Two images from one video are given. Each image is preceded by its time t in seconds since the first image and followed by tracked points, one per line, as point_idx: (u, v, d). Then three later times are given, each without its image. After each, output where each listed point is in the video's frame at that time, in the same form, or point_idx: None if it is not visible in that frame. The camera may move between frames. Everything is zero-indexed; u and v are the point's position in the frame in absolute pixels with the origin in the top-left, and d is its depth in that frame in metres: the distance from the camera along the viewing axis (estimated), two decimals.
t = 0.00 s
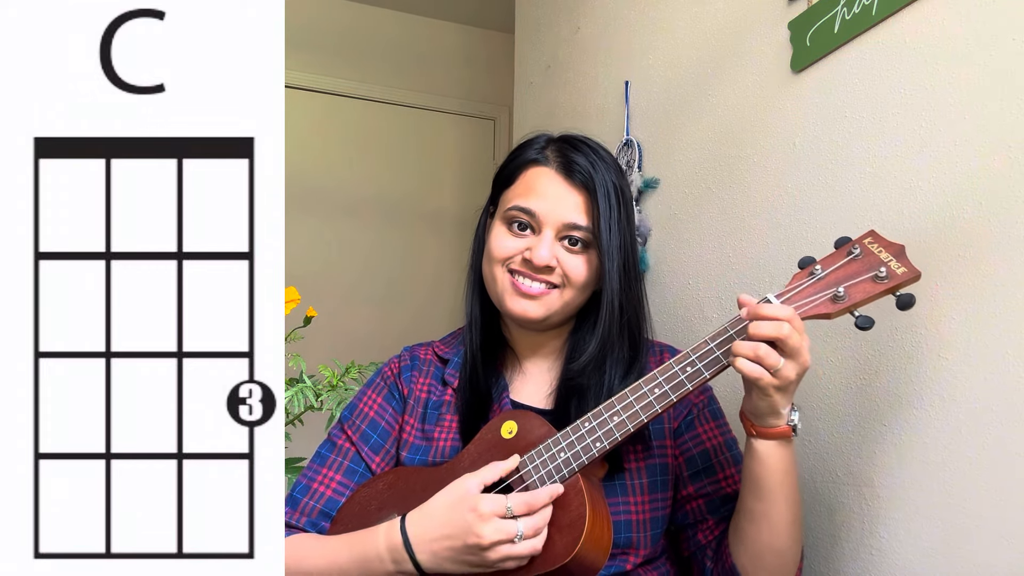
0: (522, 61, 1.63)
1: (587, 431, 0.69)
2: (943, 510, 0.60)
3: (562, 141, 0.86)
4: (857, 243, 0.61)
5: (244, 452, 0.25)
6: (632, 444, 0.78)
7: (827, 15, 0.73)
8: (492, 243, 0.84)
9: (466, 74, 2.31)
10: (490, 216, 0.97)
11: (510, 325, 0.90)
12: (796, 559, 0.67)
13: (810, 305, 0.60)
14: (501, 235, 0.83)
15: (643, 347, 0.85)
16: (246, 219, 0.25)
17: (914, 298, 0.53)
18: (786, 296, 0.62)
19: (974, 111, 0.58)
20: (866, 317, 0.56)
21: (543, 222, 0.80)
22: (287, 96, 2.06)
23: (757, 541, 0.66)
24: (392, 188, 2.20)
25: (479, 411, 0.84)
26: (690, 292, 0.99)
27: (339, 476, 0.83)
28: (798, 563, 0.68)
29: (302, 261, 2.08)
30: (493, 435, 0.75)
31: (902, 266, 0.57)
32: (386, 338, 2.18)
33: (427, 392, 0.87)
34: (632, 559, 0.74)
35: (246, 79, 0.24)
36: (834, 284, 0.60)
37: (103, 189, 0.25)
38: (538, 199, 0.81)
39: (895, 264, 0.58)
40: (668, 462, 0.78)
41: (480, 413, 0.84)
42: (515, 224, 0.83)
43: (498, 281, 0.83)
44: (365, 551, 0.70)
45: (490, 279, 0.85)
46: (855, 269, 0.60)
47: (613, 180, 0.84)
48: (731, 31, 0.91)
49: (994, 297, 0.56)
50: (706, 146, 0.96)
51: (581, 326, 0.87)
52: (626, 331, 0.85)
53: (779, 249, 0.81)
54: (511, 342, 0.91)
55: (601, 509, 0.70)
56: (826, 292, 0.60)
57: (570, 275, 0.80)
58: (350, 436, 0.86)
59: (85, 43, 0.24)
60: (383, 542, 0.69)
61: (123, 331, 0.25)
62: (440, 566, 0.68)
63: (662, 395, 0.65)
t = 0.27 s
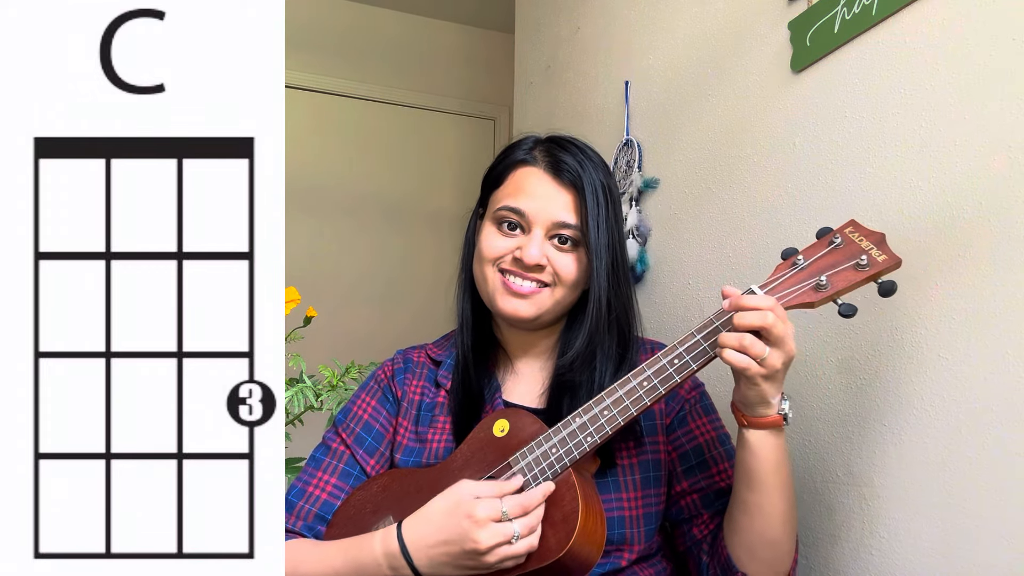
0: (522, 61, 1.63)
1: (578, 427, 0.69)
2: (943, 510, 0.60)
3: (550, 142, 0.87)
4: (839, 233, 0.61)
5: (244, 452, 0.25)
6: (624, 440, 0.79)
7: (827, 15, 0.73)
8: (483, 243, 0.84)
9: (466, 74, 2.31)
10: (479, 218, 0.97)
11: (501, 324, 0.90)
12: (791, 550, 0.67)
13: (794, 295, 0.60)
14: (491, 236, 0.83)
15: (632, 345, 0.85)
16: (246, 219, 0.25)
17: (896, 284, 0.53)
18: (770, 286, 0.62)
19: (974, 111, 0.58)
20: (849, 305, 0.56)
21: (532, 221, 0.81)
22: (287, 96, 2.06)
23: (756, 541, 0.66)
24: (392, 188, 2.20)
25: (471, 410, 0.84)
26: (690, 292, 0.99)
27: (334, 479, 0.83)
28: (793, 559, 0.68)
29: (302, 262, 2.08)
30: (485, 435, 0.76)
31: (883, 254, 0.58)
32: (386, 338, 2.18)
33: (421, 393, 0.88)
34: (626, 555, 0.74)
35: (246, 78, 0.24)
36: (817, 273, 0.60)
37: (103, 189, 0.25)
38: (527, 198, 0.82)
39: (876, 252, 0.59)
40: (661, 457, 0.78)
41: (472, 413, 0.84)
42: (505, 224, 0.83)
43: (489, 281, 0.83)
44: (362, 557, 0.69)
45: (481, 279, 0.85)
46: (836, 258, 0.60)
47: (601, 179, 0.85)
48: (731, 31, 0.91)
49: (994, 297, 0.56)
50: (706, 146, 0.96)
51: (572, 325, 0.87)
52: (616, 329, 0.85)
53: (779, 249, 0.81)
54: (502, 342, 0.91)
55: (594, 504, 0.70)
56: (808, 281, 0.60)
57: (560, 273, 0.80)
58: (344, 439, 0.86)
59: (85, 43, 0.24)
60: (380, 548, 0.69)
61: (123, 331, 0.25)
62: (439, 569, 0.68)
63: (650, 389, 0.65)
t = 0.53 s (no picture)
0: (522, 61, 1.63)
1: (572, 423, 0.69)
2: (943, 510, 0.60)
3: (541, 143, 0.87)
4: (827, 226, 0.62)
5: (244, 452, 0.25)
6: (619, 437, 0.79)
7: (827, 15, 0.73)
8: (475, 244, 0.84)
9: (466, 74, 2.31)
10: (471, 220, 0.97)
11: (495, 325, 0.90)
12: (786, 545, 0.67)
13: (784, 287, 0.60)
14: (483, 237, 0.83)
15: (625, 344, 0.85)
16: (246, 219, 0.25)
17: (883, 276, 0.53)
18: (759, 280, 0.63)
19: (975, 111, 0.58)
20: (838, 297, 0.56)
21: (525, 222, 0.81)
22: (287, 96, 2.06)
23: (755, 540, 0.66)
24: (392, 188, 2.20)
25: (466, 412, 0.84)
26: (690, 292, 0.99)
27: (330, 482, 0.83)
28: (788, 555, 0.68)
29: (301, 262, 2.08)
30: (480, 434, 0.76)
31: (870, 246, 0.58)
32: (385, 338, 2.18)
33: (416, 396, 0.88)
34: (624, 552, 0.74)
35: (246, 77, 0.24)
36: (806, 267, 0.61)
37: (103, 190, 0.25)
38: (519, 199, 0.82)
39: (863, 244, 0.59)
40: (656, 454, 0.78)
41: (467, 414, 0.84)
42: (498, 225, 0.83)
43: (483, 282, 0.83)
44: (359, 560, 0.69)
45: (475, 281, 0.85)
46: (825, 251, 0.61)
47: (592, 180, 0.85)
48: (731, 31, 0.91)
49: (994, 296, 0.56)
50: (706, 146, 0.96)
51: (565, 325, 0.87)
52: (608, 327, 0.85)
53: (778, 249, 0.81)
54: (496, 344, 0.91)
55: (590, 501, 0.70)
56: (797, 274, 0.60)
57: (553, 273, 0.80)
58: (340, 443, 0.86)
59: (85, 43, 0.24)
60: (377, 551, 0.69)
61: (123, 331, 0.25)
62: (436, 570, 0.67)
63: (643, 384, 0.65)
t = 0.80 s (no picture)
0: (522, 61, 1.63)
1: (569, 422, 0.69)
2: (943, 510, 0.60)
3: (536, 143, 0.87)
4: (820, 222, 0.62)
5: (244, 452, 0.25)
6: (616, 435, 0.79)
7: (827, 15, 0.73)
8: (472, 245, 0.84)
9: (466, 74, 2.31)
10: (466, 221, 0.97)
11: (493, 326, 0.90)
12: (783, 543, 0.67)
13: (778, 285, 0.60)
14: (480, 238, 0.83)
15: (621, 342, 0.85)
16: (246, 220, 0.25)
17: (878, 271, 0.53)
18: (754, 277, 0.62)
19: (975, 111, 0.58)
20: (833, 293, 0.56)
21: (522, 221, 0.81)
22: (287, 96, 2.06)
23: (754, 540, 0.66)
24: (392, 188, 2.20)
25: (463, 411, 0.84)
26: (690, 292, 0.99)
27: (327, 483, 0.83)
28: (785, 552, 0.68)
29: (301, 261, 2.08)
30: (478, 434, 0.76)
31: (864, 242, 0.59)
32: (385, 338, 2.18)
33: (412, 397, 0.88)
34: (621, 550, 0.74)
35: (246, 77, 0.24)
36: (800, 264, 0.61)
37: (103, 190, 0.25)
38: (515, 199, 0.82)
39: (857, 240, 0.59)
40: (653, 452, 0.78)
41: (465, 414, 0.84)
42: (494, 225, 0.83)
43: (481, 283, 0.83)
44: (357, 558, 0.69)
45: (472, 282, 0.85)
46: (819, 247, 0.61)
47: (588, 179, 0.85)
48: (731, 31, 0.91)
49: (994, 296, 0.56)
50: (706, 146, 0.96)
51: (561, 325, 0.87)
52: (604, 325, 0.85)
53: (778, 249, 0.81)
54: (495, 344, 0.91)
55: (587, 498, 0.70)
56: (792, 271, 0.60)
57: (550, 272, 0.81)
58: (338, 444, 0.86)
59: (85, 43, 0.24)
60: (374, 546, 0.69)
61: (123, 331, 0.25)
62: (432, 564, 0.67)
63: (639, 381, 0.65)
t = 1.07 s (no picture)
0: (522, 61, 1.63)
1: (571, 425, 0.69)
2: (943, 510, 0.60)
3: (540, 140, 0.87)
4: (828, 227, 0.61)
5: (244, 452, 0.25)
6: (618, 437, 0.79)
7: (827, 15, 0.73)
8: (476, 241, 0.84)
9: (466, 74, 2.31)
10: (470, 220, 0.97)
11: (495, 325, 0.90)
12: (784, 545, 0.67)
13: (784, 290, 0.60)
14: (484, 235, 0.83)
15: (622, 341, 0.85)
16: (246, 220, 0.25)
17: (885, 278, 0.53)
18: (760, 281, 0.63)
19: (975, 111, 0.58)
20: (839, 299, 0.56)
21: (526, 218, 0.81)
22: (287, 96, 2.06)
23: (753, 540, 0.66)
24: (392, 188, 2.20)
25: (464, 412, 0.84)
26: (691, 293, 0.99)
27: (328, 481, 0.83)
28: (785, 555, 0.68)
29: (301, 261, 2.08)
30: (479, 434, 0.76)
31: (871, 247, 0.58)
32: (385, 338, 2.18)
33: (414, 395, 0.88)
34: (622, 552, 0.74)
35: (247, 77, 0.24)
36: (806, 268, 0.61)
37: (103, 190, 0.25)
38: (519, 195, 0.82)
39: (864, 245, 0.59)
40: (654, 454, 0.78)
41: (465, 414, 0.84)
42: (498, 222, 0.83)
43: (483, 280, 0.83)
44: (357, 560, 0.69)
45: (475, 279, 0.85)
46: (826, 252, 0.60)
47: (592, 177, 0.85)
48: (731, 31, 0.91)
49: (994, 297, 0.56)
50: (707, 146, 0.95)
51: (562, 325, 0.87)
52: (605, 324, 0.84)
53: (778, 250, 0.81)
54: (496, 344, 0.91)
55: (589, 503, 0.70)
56: (798, 276, 0.60)
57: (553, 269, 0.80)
58: (339, 442, 0.86)
59: (85, 43, 0.24)
60: (374, 549, 0.69)
61: (123, 331, 0.25)
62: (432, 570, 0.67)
63: (642, 385, 0.65)
